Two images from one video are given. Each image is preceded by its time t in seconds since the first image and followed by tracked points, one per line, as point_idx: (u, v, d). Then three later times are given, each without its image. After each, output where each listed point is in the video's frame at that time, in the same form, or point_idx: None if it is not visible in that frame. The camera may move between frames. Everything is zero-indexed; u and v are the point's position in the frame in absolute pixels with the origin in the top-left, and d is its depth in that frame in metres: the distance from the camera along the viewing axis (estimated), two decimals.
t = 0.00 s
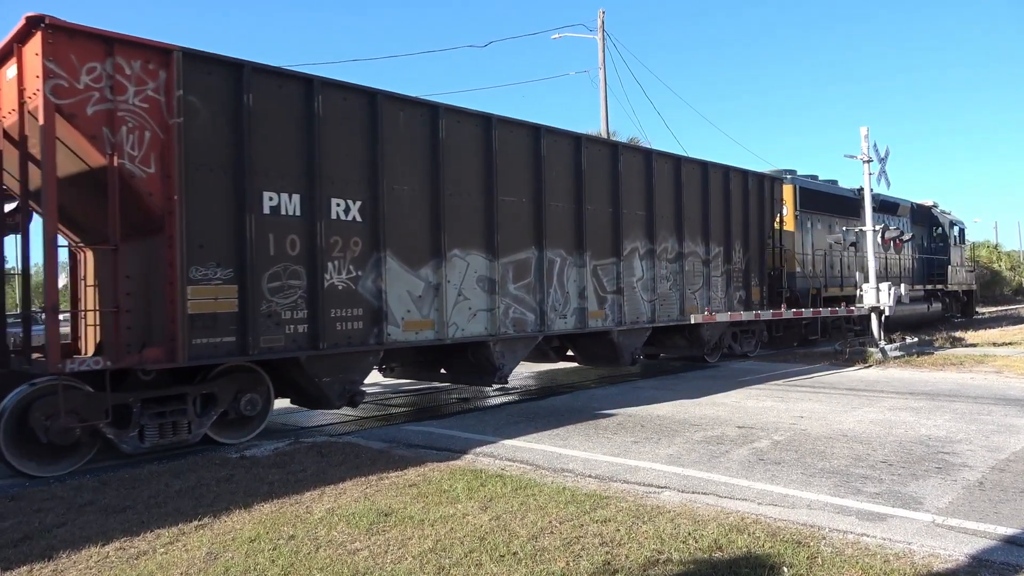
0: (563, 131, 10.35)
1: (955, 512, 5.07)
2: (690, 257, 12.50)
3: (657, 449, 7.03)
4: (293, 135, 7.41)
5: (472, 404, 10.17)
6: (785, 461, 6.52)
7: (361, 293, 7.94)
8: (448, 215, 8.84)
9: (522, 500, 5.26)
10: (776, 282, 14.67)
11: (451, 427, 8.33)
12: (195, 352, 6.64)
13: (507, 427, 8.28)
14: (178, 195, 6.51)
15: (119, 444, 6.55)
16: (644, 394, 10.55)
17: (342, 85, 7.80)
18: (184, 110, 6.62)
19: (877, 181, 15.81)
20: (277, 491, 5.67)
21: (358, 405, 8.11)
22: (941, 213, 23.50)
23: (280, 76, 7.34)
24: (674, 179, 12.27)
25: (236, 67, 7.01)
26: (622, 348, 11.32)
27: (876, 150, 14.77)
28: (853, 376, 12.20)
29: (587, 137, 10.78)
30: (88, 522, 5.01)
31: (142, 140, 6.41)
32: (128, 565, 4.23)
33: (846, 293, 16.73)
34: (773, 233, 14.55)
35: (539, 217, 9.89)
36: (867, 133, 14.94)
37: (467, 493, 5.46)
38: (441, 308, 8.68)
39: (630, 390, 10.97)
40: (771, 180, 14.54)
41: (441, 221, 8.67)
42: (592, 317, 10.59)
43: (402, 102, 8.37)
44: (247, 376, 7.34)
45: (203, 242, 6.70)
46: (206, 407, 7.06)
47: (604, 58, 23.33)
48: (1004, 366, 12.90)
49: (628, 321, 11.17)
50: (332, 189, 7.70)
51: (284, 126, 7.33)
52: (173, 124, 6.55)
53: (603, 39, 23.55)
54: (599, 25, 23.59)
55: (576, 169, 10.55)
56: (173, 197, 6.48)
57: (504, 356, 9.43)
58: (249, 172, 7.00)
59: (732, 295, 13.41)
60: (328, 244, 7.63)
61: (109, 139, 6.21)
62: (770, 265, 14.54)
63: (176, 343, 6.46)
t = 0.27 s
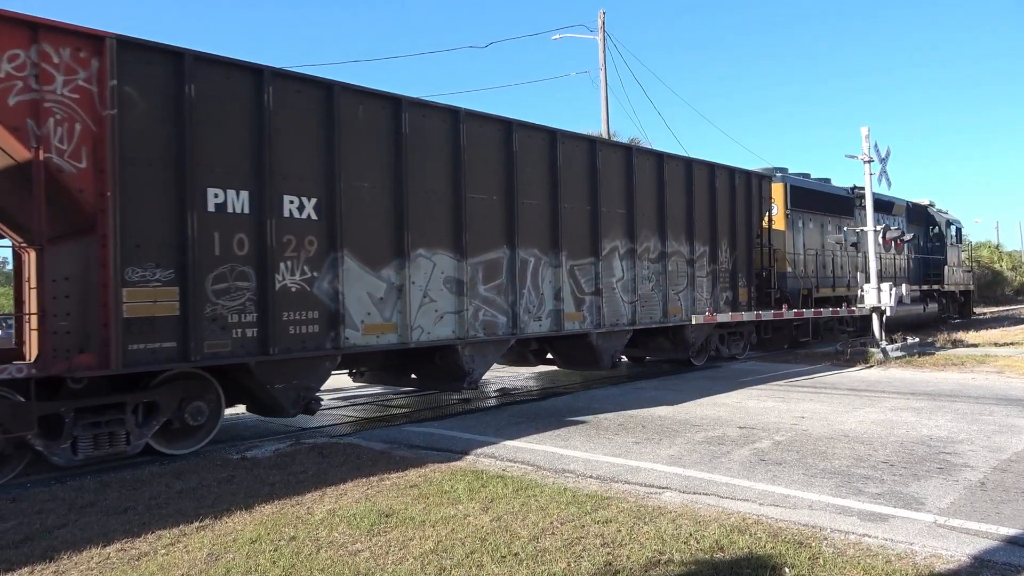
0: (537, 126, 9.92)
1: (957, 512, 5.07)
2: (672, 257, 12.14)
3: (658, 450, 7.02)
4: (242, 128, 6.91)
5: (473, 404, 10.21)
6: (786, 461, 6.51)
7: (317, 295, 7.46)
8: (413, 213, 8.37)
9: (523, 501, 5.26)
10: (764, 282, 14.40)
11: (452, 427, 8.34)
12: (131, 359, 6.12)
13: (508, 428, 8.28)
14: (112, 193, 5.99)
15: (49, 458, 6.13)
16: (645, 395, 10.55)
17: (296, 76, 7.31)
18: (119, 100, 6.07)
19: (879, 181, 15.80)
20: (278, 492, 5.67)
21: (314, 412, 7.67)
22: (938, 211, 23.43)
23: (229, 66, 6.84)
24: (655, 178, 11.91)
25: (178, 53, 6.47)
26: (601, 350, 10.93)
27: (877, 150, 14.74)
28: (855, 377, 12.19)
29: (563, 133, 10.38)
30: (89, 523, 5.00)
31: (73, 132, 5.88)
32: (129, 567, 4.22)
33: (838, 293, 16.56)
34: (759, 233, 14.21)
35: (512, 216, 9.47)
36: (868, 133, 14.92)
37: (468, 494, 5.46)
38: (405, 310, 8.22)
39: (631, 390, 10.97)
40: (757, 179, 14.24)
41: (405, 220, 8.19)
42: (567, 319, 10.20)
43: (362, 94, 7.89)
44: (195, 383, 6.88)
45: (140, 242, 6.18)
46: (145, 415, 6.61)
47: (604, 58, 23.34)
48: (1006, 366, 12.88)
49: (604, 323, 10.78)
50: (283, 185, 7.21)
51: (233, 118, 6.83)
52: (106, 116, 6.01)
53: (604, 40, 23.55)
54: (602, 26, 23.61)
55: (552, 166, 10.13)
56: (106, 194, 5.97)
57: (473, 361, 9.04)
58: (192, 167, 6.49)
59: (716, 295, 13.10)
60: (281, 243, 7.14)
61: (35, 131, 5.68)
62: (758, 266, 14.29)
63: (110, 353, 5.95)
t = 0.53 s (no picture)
0: (509, 120, 9.48)
1: (959, 513, 5.06)
2: (656, 257, 11.73)
3: (660, 451, 7.02)
4: (185, 120, 6.49)
5: (474, 404, 10.26)
6: (787, 462, 6.50)
7: (268, 297, 7.03)
8: (373, 211, 7.92)
9: (524, 501, 5.26)
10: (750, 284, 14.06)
11: (453, 428, 8.34)
12: (59, 365, 5.72)
13: (509, 428, 8.29)
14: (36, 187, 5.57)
15: None
16: (646, 395, 10.56)
17: (243, 66, 6.89)
18: (44, 90, 5.66)
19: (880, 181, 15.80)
20: (279, 492, 5.67)
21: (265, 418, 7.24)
22: (934, 211, 23.32)
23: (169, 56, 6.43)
24: (637, 175, 11.50)
25: (112, 41, 6.06)
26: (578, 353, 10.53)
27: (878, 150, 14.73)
28: (856, 377, 12.18)
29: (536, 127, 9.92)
30: (90, 523, 5.00)
31: None
32: (130, 567, 4.22)
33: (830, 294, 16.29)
34: (746, 233, 13.80)
35: (482, 215, 9.02)
36: (870, 133, 14.91)
37: (469, 494, 5.46)
38: (365, 313, 7.78)
39: (632, 391, 10.96)
40: (744, 177, 13.87)
41: (364, 218, 7.74)
42: (540, 321, 9.76)
43: (317, 86, 7.47)
44: (134, 391, 6.51)
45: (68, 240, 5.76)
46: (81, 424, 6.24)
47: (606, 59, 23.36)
48: (1007, 367, 12.86)
49: (581, 326, 10.37)
50: (230, 181, 6.78)
51: (174, 110, 6.42)
52: (30, 106, 5.58)
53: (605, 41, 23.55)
54: (602, 27, 23.61)
55: (526, 162, 9.69)
56: (30, 189, 5.55)
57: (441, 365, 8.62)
58: (127, 160, 6.07)
59: (702, 295, 12.68)
60: (227, 242, 6.72)
61: None
62: (744, 267, 13.89)
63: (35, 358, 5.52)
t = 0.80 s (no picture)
0: (479, 113, 8.90)
1: (960, 513, 5.05)
2: (638, 257, 11.18)
3: (661, 451, 7.02)
4: (120, 111, 5.99)
5: (476, 404, 10.28)
6: (788, 462, 6.50)
7: (213, 299, 6.51)
8: (329, 208, 7.37)
9: (525, 502, 5.26)
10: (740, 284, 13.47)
11: (454, 428, 8.35)
12: None
13: (510, 428, 8.30)
14: None
15: None
16: (648, 395, 10.56)
17: (183, 53, 6.36)
18: None
19: (881, 181, 15.81)
20: (280, 493, 5.68)
21: (210, 427, 6.75)
22: (930, 210, 23.10)
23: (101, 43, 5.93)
24: (618, 172, 10.95)
25: (38, 26, 5.57)
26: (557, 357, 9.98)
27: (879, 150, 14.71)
28: (857, 377, 12.17)
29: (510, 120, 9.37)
30: (92, 524, 5.01)
31: None
32: (131, 568, 4.23)
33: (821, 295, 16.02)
34: (733, 232, 13.28)
35: (449, 212, 8.45)
36: (870, 133, 14.91)
37: (470, 494, 5.46)
38: (323, 316, 7.25)
39: (633, 391, 10.96)
40: (732, 174, 13.39)
41: (319, 215, 7.18)
42: (514, 323, 9.20)
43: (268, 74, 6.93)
44: (67, 400, 6.13)
45: None
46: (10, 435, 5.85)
47: (606, 59, 23.33)
48: (1008, 367, 12.85)
49: (559, 328, 9.85)
50: (171, 176, 6.28)
51: (107, 100, 5.92)
52: None
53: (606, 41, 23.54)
54: (603, 26, 23.58)
55: (498, 157, 9.10)
56: None
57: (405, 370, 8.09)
58: (55, 153, 5.59)
59: (688, 295, 12.12)
60: (166, 241, 6.21)
61: None
62: (731, 267, 13.39)
63: None
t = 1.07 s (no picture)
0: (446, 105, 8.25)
1: (962, 513, 5.04)
2: (618, 257, 10.53)
3: (662, 450, 7.02)
4: (46, 99, 5.39)
5: (477, 404, 10.29)
6: (790, 462, 6.49)
7: (152, 302, 5.90)
8: (280, 204, 6.75)
9: (526, 502, 5.26)
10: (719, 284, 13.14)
11: (455, 428, 8.36)
12: None
13: (512, 428, 8.30)
14: None
15: None
16: (649, 395, 10.57)
17: (116, 38, 5.75)
18: None
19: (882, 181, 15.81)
20: (282, 493, 5.68)
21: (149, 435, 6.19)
22: (927, 209, 22.89)
23: (26, 26, 5.34)
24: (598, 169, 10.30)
25: None
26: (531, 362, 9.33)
27: (880, 150, 14.70)
28: (859, 377, 12.16)
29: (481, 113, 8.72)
30: (93, 524, 5.01)
31: None
32: (133, 568, 4.23)
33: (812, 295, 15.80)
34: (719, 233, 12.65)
35: (414, 210, 7.80)
36: (872, 133, 14.89)
37: (471, 494, 5.46)
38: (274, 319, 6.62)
39: (635, 391, 10.97)
40: (718, 171, 12.75)
41: (268, 211, 6.55)
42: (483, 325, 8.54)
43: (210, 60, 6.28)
44: None
45: None
46: None
47: (608, 58, 23.31)
48: (1011, 366, 12.83)
49: (535, 331, 9.23)
50: (105, 170, 5.67)
51: (35, 87, 5.34)
52: None
53: (607, 41, 23.51)
54: (603, 26, 23.53)
55: (468, 151, 8.45)
56: None
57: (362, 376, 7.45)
58: None
59: (670, 295, 11.51)
60: (99, 240, 5.62)
61: None
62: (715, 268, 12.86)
63: None
